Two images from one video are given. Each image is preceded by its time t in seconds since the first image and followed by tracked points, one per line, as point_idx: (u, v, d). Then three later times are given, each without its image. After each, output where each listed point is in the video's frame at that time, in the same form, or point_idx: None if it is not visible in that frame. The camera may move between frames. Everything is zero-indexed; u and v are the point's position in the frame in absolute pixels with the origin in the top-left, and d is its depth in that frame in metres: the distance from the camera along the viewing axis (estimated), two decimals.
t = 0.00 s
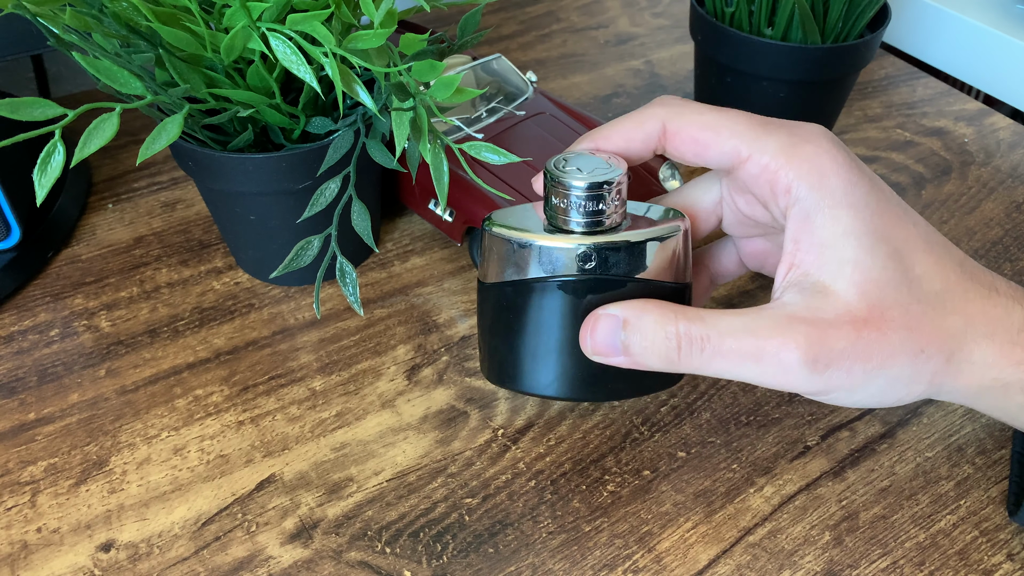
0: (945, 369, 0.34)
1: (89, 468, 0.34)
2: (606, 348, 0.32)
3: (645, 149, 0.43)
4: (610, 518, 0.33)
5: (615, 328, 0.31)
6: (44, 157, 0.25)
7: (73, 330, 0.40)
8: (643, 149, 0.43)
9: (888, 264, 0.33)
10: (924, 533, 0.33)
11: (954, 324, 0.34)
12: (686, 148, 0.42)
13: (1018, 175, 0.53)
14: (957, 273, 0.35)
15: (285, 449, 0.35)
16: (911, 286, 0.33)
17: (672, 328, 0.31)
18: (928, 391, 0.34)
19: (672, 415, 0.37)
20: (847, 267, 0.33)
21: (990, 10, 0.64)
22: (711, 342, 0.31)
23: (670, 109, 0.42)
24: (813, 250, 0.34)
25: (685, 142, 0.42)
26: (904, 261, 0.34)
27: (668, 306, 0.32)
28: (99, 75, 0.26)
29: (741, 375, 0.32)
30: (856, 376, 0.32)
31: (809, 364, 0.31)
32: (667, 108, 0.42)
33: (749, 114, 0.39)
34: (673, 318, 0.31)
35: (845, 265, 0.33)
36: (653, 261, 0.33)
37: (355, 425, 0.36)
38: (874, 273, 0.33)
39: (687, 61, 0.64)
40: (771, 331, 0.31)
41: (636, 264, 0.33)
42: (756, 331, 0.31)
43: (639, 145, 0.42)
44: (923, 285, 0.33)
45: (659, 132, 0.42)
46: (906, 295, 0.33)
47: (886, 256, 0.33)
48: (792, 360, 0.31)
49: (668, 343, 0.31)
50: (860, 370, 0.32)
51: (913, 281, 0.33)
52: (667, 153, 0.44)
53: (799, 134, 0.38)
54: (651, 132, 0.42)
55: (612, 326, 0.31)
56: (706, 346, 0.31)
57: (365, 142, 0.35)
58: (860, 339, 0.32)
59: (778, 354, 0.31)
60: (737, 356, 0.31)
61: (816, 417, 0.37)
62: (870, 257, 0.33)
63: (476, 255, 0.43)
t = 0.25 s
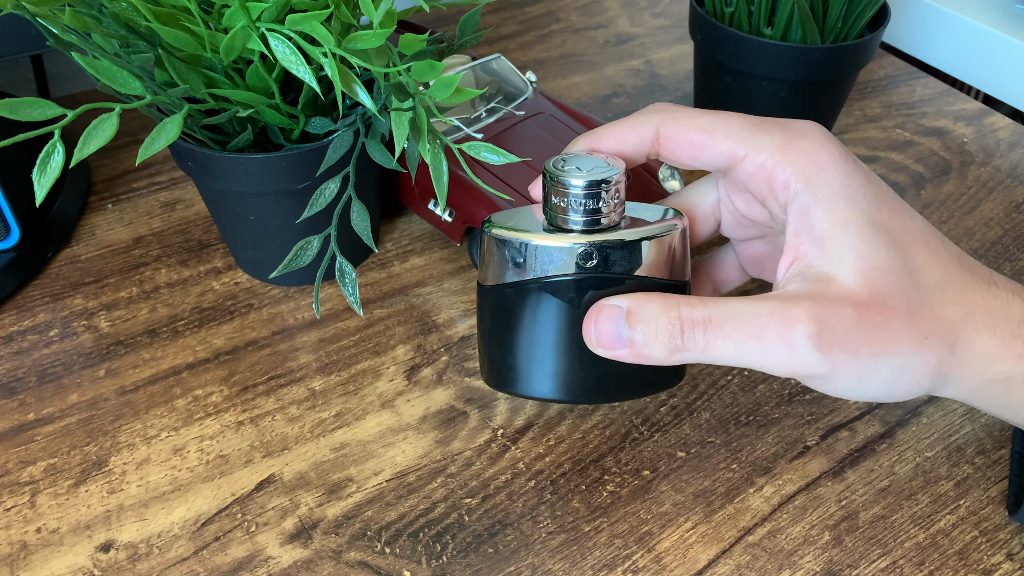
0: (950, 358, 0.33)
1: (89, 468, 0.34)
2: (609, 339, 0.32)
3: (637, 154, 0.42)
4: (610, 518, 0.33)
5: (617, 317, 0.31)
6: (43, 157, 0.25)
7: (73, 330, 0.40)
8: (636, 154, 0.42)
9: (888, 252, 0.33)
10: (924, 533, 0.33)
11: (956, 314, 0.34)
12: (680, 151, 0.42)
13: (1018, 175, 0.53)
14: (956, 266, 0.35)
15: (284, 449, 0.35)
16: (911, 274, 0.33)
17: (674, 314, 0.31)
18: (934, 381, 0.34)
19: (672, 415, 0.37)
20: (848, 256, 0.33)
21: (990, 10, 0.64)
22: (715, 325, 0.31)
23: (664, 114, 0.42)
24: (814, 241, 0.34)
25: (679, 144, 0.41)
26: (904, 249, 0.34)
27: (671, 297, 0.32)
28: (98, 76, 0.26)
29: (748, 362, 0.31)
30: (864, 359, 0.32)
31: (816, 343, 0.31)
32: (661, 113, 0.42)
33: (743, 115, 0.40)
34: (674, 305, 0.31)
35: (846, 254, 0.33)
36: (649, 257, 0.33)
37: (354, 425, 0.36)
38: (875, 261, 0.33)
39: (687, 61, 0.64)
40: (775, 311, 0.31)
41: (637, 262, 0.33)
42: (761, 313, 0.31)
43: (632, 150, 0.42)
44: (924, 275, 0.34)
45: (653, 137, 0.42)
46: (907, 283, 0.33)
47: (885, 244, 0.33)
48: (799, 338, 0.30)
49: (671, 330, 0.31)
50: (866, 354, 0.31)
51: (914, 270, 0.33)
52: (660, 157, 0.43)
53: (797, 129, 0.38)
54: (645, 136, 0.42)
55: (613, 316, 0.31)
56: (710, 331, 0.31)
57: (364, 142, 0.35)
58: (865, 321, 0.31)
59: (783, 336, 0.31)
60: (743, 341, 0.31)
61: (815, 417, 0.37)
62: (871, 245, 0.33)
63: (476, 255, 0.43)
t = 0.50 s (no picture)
0: (950, 355, 0.33)
1: (89, 468, 0.34)
2: (611, 338, 0.32)
3: (635, 158, 0.42)
4: (610, 518, 0.33)
5: (618, 315, 0.31)
6: (43, 157, 0.25)
7: (72, 330, 0.40)
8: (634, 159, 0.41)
9: (888, 248, 0.33)
10: (924, 533, 0.33)
11: (956, 310, 0.34)
12: (678, 155, 0.41)
13: (1018, 175, 0.53)
14: (956, 262, 0.35)
15: (284, 449, 0.35)
16: (911, 271, 0.33)
17: (674, 310, 0.31)
18: (935, 378, 0.34)
19: (672, 415, 0.37)
20: (848, 252, 0.33)
21: (990, 10, 0.64)
22: (716, 321, 0.31)
23: (662, 119, 0.41)
24: (815, 239, 0.35)
25: (679, 149, 0.41)
26: (904, 246, 0.34)
27: (672, 294, 0.32)
28: (98, 75, 0.26)
29: (748, 358, 0.31)
30: (863, 356, 0.32)
31: (816, 339, 0.31)
32: (658, 118, 0.41)
33: (741, 116, 0.39)
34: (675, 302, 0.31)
35: (846, 250, 0.33)
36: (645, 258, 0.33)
37: (354, 425, 0.36)
38: (875, 257, 0.33)
39: (686, 61, 0.64)
40: (775, 307, 0.31)
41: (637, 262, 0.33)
42: (761, 308, 0.31)
43: (630, 154, 0.41)
44: (924, 272, 0.34)
45: (652, 143, 0.41)
46: (907, 279, 0.33)
47: (886, 241, 0.33)
48: (798, 334, 0.30)
49: (671, 326, 0.31)
50: (866, 349, 0.31)
51: (915, 266, 0.33)
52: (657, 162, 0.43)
53: (796, 127, 0.38)
54: (644, 141, 0.41)
55: (614, 314, 0.31)
56: (710, 327, 0.31)
57: (364, 142, 0.35)
58: (864, 317, 0.31)
59: (783, 331, 0.31)
60: (744, 336, 0.31)
61: (815, 417, 0.37)
62: (871, 242, 0.33)
63: (476, 255, 0.43)
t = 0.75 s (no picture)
0: (951, 355, 0.33)
1: (89, 468, 0.34)
2: (612, 338, 0.32)
3: (631, 162, 0.41)
4: (610, 518, 0.33)
5: (619, 316, 0.31)
6: (43, 157, 0.25)
7: (72, 330, 0.40)
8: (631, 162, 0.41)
9: (887, 249, 0.33)
10: (923, 533, 0.33)
11: (957, 310, 0.34)
12: (676, 160, 0.41)
13: (1018, 175, 0.53)
14: (956, 262, 0.35)
15: (284, 449, 0.35)
16: (911, 271, 0.33)
17: (675, 310, 0.31)
18: (935, 378, 0.34)
19: (672, 415, 0.37)
20: (848, 254, 0.33)
21: (990, 10, 0.64)
22: (716, 321, 0.31)
23: (660, 123, 0.41)
24: (815, 241, 0.35)
25: (677, 153, 0.41)
26: (904, 246, 0.34)
27: (672, 295, 0.32)
28: (97, 76, 0.26)
29: (749, 358, 0.31)
30: (863, 356, 0.31)
31: (815, 339, 0.31)
32: (656, 123, 0.41)
33: (739, 119, 0.39)
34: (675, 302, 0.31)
35: (845, 252, 0.33)
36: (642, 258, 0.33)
37: (354, 425, 0.36)
38: (874, 258, 0.33)
39: (686, 61, 0.64)
40: (774, 307, 0.31)
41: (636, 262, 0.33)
42: (761, 308, 0.31)
43: (627, 157, 0.41)
44: (924, 272, 0.34)
45: (650, 147, 0.41)
46: (907, 280, 0.33)
47: (885, 242, 0.33)
48: (798, 334, 0.30)
49: (672, 326, 0.31)
50: (866, 350, 0.31)
51: (915, 267, 0.33)
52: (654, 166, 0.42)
53: (796, 129, 0.38)
54: (641, 146, 0.41)
55: (615, 314, 0.31)
56: (711, 327, 0.31)
57: (364, 142, 0.35)
58: (863, 317, 0.31)
59: (783, 331, 0.31)
60: (744, 336, 0.31)
61: (815, 417, 0.37)
62: (870, 243, 0.33)
63: (475, 255, 0.43)
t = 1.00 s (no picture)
0: (950, 355, 0.33)
1: (89, 468, 0.34)
2: (613, 337, 0.32)
3: (633, 158, 0.41)
4: (610, 518, 0.33)
5: (620, 315, 0.32)
6: (43, 157, 0.25)
7: (72, 330, 0.40)
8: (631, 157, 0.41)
9: (887, 248, 0.33)
10: (923, 533, 0.33)
11: (957, 308, 0.34)
12: (678, 158, 0.41)
13: (1018, 175, 0.53)
14: (958, 260, 0.35)
15: (284, 449, 0.35)
16: (911, 271, 0.33)
17: (675, 310, 0.31)
18: (936, 377, 0.34)
19: (672, 416, 0.37)
20: (847, 254, 0.33)
21: (990, 11, 0.64)
22: (715, 321, 0.31)
23: (663, 120, 0.41)
24: (815, 242, 0.35)
25: (679, 151, 0.40)
26: (904, 246, 0.34)
27: (672, 293, 0.32)
28: (97, 76, 0.26)
29: (747, 358, 0.32)
30: (862, 356, 0.32)
31: (813, 340, 0.31)
32: (659, 120, 0.40)
33: (741, 118, 0.39)
34: (675, 301, 0.31)
35: (845, 252, 0.33)
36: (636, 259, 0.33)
37: (354, 425, 0.36)
38: (874, 258, 0.33)
39: (686, 61, 0.64)
40: (773, 308, 0.31)
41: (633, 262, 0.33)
42: (761, 308, 0.31)
43: (628, 153, 0.41)
44: (925, 271, 0.33)
45: (651, 144, 0.41)
46: (907, 279, 0.33)
47: (885, 241, 0.33)
48: (796, 335, 0.31)
49: (672, 326, 0.31)
50: (863, 349, 0.32)
51: (915, 266, 0.33)
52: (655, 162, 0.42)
53: (796, 129, 0.38)
54: (643, 143, 0.41)
55: (616, 314, 0.32)
56: (710, 327, 0.31)
57: (364, 142, 0.35)
58: (862, 317, 0.31)
59: (781, 331, 0.31)
60: (743, 336, 0.31)
61: (815, 417, 0.37)
62: (870, 243, 0.33)
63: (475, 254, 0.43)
